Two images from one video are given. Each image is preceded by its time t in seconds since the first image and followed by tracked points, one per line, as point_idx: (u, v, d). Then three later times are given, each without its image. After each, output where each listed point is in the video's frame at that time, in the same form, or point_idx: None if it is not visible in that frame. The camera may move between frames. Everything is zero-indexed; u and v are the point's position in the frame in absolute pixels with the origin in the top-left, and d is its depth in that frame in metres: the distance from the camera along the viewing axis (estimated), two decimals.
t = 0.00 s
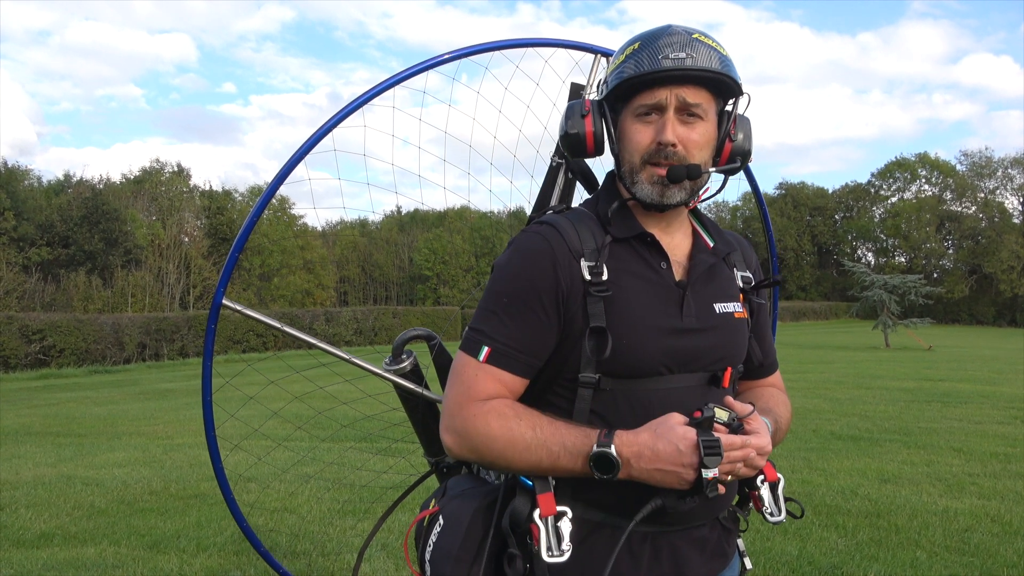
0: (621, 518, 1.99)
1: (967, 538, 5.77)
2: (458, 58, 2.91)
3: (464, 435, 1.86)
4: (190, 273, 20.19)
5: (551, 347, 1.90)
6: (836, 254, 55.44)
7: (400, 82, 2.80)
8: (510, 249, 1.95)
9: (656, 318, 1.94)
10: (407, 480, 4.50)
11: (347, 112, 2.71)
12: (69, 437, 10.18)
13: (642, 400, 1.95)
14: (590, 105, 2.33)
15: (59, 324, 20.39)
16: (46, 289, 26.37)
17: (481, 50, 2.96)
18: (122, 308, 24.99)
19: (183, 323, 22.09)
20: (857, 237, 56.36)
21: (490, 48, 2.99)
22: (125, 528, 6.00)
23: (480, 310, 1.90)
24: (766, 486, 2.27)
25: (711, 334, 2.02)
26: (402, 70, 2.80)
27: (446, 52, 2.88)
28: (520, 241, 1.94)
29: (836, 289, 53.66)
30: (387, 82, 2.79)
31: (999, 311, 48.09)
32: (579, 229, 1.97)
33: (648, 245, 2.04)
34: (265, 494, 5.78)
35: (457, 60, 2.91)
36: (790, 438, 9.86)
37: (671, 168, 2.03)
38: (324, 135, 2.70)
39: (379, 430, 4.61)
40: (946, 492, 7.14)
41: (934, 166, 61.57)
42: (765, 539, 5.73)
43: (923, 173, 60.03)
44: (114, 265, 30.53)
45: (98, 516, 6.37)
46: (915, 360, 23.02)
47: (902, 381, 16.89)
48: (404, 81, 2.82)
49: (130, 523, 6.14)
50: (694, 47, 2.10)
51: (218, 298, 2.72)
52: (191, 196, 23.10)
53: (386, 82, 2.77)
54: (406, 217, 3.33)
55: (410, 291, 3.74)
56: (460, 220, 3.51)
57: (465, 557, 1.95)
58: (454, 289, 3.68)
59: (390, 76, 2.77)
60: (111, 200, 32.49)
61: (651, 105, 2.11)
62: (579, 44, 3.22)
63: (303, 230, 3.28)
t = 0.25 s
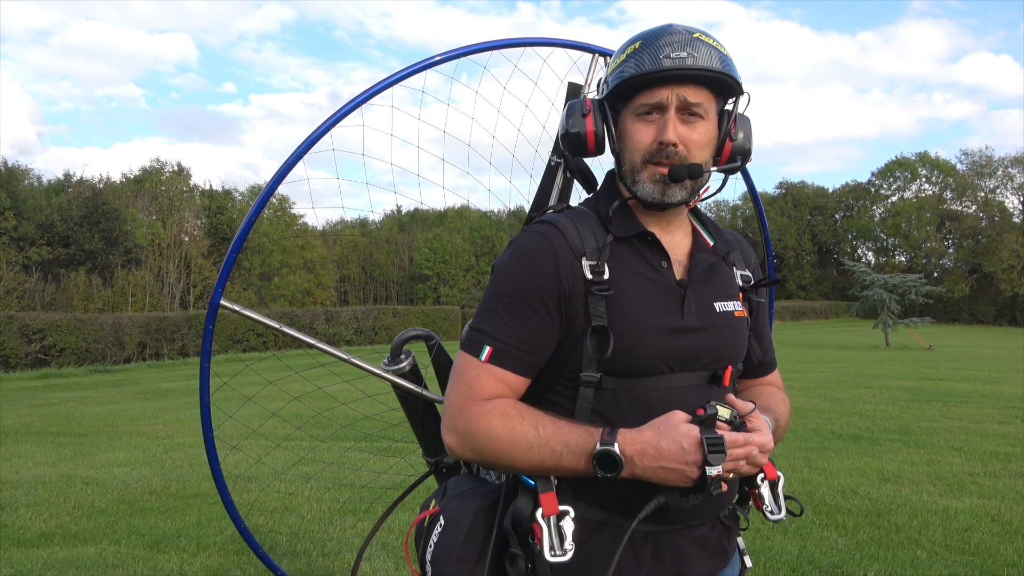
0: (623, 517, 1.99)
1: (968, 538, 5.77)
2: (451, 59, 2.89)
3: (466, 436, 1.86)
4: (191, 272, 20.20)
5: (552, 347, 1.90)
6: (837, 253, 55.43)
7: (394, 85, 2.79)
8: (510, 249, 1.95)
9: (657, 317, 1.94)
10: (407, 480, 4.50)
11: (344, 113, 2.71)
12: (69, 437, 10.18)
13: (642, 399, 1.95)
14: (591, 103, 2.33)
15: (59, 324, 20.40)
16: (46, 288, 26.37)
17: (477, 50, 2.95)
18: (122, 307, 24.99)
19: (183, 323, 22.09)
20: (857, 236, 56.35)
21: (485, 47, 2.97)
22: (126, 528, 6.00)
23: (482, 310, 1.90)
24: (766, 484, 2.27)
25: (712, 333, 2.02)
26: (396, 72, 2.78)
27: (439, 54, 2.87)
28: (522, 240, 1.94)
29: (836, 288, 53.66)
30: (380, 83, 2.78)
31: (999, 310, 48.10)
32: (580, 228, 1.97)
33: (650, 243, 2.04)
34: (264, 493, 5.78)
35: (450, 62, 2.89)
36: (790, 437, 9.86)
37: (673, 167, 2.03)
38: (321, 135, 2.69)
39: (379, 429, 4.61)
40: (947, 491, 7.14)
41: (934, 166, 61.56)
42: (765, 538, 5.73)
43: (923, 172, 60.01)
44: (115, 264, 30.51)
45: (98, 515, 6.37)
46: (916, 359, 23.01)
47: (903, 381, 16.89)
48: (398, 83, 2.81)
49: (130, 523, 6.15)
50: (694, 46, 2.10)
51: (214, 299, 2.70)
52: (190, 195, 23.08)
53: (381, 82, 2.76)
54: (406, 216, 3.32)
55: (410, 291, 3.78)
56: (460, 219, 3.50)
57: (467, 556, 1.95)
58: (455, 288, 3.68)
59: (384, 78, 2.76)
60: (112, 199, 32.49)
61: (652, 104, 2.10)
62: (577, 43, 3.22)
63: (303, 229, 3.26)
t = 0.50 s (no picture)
0: (625, 516, 1.99)
1: (968, 537, 5.77)
2: (447, 59, 2.88)
3: (468, 435, 1.86)
4: (191, 273, 20.20)
5: (554, 346, 1.90)
6: (837, 253, 55.41)
7: (391, 84, 2.78)
8: (511, 248, 1.94)
9: (658, 316, 1.94)
10: (407, 479, 4.51)
11: (342, 112, 2.70)
12: (69, 436, 10.18)
13: (643, 399, 1.95)
14: (592, 102, 2.32)
15: (60, 324, 20.42)
16: (47, 288, 26.36)
17: (474, 50, 2.94)
18: (123, 307, 25.00)
19: (183, 322, 22.10)
20: (857, 236, 56.35)
21: (483, 47, 2.97)
22: (126, 528, 6.01)
23: (484, 309, 1.90)
24: (766, 483, 2.26)
25: (713, 333, 2.03)
26: (393, 72, 2.78)
27: (435, 54, 2.86)
28: (523, 239, 1.93)
29: (836, 287, 53.68)
30: (377, 83, 2.77)
31: (999, 309, 48.10)
32: (581, 227, 1.97)
33: (650, 243, 2.04)
34: (265, 493, 5.78)
35: (446, 62, 2.88)
36: (790, 436, 9.87)
37: (674, 166, 2.03)
38: (321, 135, 2.69)
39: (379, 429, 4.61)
40: (947, 490, 7.14)
41: (934, 165, 61.56)
42: (766, 537, 5.73)
43: (923, 171, 60.02)
44: (115, 264, 30.50)
45: (98, 515, 6.38)
46: (915, 358, 23.01)
47: (903, 380, 16.91)
48: (395, 83, 2.80)
49: (130, 522, 6.15)
50: (697, 45, 2.10)
51: (214, 298, 2.68)
52: (190, 195, 23.08)
53: (380, 82, 2.75)
54: (406, 216, 3.32)
55: (411, 290, 3.77)
56: (460, 219, 3.49)
57: (468, 556, 1.95)
58: (454, 288, 3.64)
59: (381, 79, 2.76)
60: (112, 199, 32.50)
61: (654, 103, 2.10)
62: (577, 42, 3.22)
63: (303, 229, 3.26)
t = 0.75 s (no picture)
0: (626, 516, 1.99)
1: (968, 536, 5.77)
2: (447, 58, 2.88)
3: (468, 434, 1.85)
4: (191, 272, 20.21)
5: (555, 345, 1.90)
6: (837, 252, 55.40)
7: (391, 83, 2.78)
8: (512, 247, 1.94)
9: (659, 316, 1.94)
10: (406, 478, 4.51)
11: (342, 111, 2.70)
12: (69, 436, 10.18)
13: (643, 398, 1.94)
14: (593, 101, 2.32)
15: (60, 323, 20.44)
16: (47, 288, 26.34)
17: (474, 49, 2.94)
18: (123, 306, 25.01)
19: (184, 322, 22.10)
20: (857, 235, 56.38)
21: (483, 46, 2.96)
22: (126, 527, 6.01)
23: (484, 308, 1.90)
24: (766, 482, 2.26)
25: (713, 332, 2.02)
26: (393, 71, 2.77)
27: (434, 53, 2.85)
28: (524, 238, 1.93)
29: (836, 286, 53.69)
30: (376, 83, 2.77)
31: (999, 309, 48.11)
32: (582, 226, 1.97)
33: (651, 242, 2.04)
34: (265, 492, 5.79)
35: (446, 60, 2.88)
36: (790, 436, 9.86)
37: (675, 165, 2.02)
38: (321, 134, 2.69)
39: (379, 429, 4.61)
40: (947, 489, 7.14)
41: (934, 164, 61.56)
42: (766, 536, 5.72)
43: (923, 171, 60.01)
44: (115, 263, 30.49)
45: (99, 514, 6.38)
46: (915, 358, 23.01)
47: (902, 379, 16.90)
48: (395, 82, 2.80)
49: (130, 522, 6.15)
50: (698, 44, 2.10)
51: (213, 297, 2.68)
52: (190, 195, 23.11)
53: (379, 81, 2.75)
54: (406, 215, 3.31)
55: (411, 289, 3.77)
56: (460, 218, 3.49)
57: (468, 556, 1.95)
58: (454, 287, 3.65)
59: (381, 77, 2.75)
60: (112, 199, 32.50)
61: (656, 102, 2.10)
62: (577, 41, 3.21)
63: (303, 228, 3.26)
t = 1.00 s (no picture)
0: (626, 515, 1.99)
1: (969, 536, 5.77)
2: (450, 57, 2.88)
3: (468, 433, 1.85)
4: (192, 272, 20.22)
5: (556, 344, 1.90)
6: (837, 251, 55.38)
7: (393, 82, 2.78)
8: (513, 246, 1.94)
9: (659, 315, 1.93)
10: (407, 477, 4.51)
11: (344, 109, 2.70)
12: (70, 435, 10.18)
13: (644, 398, 1.94)
14: (594, 100, 2.32)
15: (61, 322, 20.46)
16: (47, 287, 26.32)
17: (476, 48, 2.94)
18: (123, 305, 25.02)
19: (184, 321, 22.10)
20: (857, 235, 56.36)
21: (485, 45, 2.96)
22: (127, 526, 6.01)
23: (485, 307, 1.89)
24: (767, 482, 2.25)
25: (714, 331, 2.02)
26: (395, 69, 2.77)
27: (438, 51, 2.85)
28: (525, 237, 1.93)
29: (836, 286, 53.69)
30: (379, 81, 2.77)
31: (999, 308, 48.12)
32: (583, 225, 1.96)
33: (651, 241, 2.04)
34: (265, 492, 5.79)
35: (449, 59, 2.88)
36: (790, 435, 9.86)
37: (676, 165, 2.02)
38: (323, 132, 2.69)
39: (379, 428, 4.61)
40: (947, 489, 7.14)
41: (935, 164, 61.54)
42: (766, 536, 5.72)
43: (924, 170, 59.99)
44: (115, 262, 30.46)
45: (99, 513, 6.38)
46: (915, 357, 23.01)
47: (903, 378, 16.90)
48: (397, 81, 2.80)
49: (131, 520, 6.15)
50: (699, 43, 2.10)
51: (214, 297, 2.68)
52: (190, 194, 23.11)
53: (381, 80, 2.75)
54: (406, 214, 3.31)
55: (411, 288, 3.76)
56: (461, 217, 3.49)
57: (469, 555, 1.95)
58: (455, 286, 3.64)
59: (383, 76, 2.75)
60: (112, 198, 32.47)
61: (657, 101, 2.10)
62: (578, 40, 3.21)
63: (304, 227, 3.25)
